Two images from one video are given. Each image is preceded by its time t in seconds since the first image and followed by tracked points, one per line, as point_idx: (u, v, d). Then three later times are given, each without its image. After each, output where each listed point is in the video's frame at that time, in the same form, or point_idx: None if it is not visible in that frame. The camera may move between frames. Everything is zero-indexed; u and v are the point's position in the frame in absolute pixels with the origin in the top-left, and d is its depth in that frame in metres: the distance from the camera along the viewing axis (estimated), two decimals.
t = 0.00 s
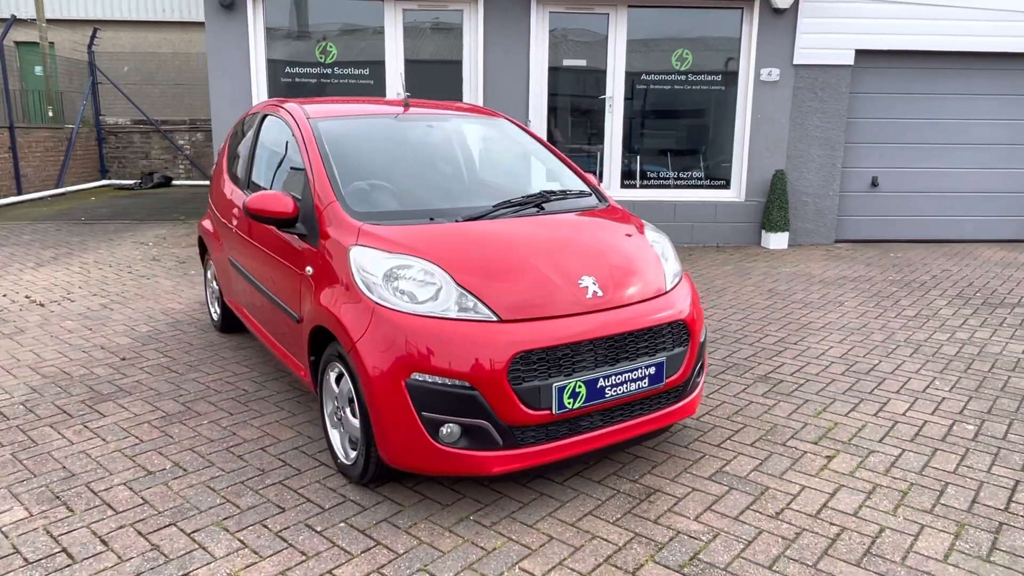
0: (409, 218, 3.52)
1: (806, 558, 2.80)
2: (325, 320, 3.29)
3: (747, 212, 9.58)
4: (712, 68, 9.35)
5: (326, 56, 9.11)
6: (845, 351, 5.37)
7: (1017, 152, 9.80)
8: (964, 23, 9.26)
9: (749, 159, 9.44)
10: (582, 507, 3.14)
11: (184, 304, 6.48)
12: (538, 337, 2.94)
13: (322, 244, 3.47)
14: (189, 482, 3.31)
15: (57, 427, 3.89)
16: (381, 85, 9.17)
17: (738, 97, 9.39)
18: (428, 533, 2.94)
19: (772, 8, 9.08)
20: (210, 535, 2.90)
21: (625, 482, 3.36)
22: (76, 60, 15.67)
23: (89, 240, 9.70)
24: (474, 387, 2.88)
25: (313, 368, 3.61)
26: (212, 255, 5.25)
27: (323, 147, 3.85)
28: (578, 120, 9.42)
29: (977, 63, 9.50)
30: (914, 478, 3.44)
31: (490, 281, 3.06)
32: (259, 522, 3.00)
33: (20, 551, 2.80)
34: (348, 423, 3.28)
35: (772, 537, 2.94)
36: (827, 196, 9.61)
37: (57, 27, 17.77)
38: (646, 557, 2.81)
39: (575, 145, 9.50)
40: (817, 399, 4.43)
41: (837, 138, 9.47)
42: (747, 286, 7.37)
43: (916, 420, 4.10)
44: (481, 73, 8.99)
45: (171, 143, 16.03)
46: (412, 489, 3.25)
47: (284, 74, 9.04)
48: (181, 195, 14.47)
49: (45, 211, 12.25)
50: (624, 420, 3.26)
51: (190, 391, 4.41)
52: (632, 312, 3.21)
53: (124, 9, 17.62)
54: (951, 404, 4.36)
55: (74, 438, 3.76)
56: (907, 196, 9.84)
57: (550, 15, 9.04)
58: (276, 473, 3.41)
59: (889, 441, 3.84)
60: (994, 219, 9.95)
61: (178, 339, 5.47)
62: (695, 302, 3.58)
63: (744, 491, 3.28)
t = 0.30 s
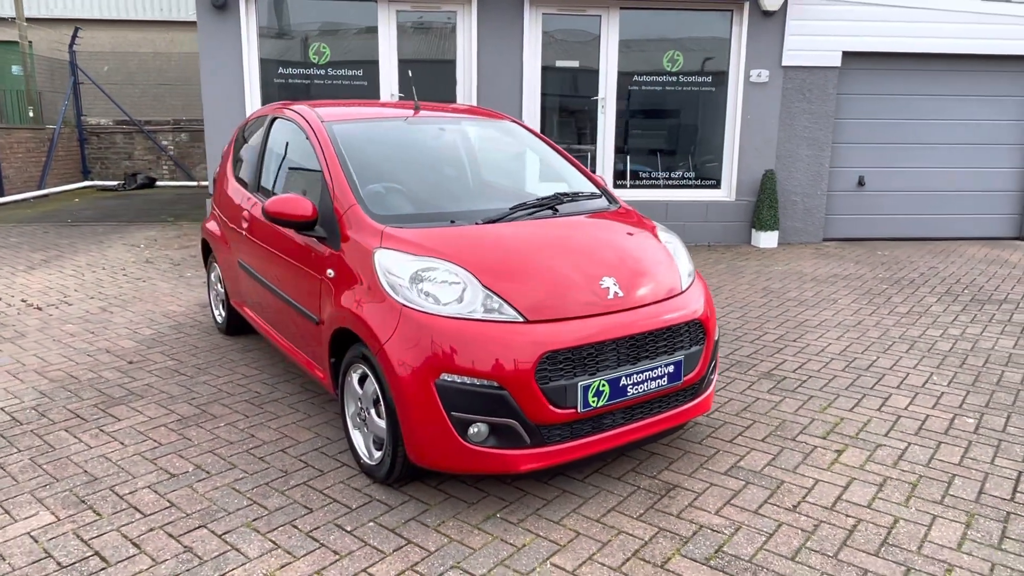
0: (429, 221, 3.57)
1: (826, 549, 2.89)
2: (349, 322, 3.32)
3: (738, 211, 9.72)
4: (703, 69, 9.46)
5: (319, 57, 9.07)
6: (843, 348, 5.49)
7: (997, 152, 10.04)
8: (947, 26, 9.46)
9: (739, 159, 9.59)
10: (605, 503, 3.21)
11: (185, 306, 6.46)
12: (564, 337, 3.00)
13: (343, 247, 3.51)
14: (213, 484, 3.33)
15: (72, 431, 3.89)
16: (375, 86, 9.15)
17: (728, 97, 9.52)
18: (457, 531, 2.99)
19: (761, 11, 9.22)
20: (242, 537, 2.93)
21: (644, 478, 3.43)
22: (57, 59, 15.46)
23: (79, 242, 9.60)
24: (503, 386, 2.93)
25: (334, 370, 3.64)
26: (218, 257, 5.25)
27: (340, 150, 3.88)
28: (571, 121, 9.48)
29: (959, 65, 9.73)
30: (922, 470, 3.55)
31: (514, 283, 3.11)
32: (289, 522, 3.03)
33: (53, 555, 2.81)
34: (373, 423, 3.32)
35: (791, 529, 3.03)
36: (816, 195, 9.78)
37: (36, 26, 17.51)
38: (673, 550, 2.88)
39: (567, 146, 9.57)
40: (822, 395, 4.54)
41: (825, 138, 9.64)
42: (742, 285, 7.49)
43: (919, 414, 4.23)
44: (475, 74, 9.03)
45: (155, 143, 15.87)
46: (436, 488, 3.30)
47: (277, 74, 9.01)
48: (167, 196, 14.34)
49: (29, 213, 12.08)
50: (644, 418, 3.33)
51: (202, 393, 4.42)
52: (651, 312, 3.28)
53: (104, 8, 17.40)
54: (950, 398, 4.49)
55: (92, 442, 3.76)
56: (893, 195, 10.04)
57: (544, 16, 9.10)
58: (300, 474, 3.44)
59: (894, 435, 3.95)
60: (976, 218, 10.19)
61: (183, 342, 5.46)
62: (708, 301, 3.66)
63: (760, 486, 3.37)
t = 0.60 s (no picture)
0: (437, 220, 3.55)
1: (841, 542, 2.92)
2: (360, 321, 3.30)
3: (725, 209, 9.79)
4: (690, 67, 9.52)
5: (306, 55, 9.00)
6: (838, 343, 5.56)
7: (977, 149, 10.23)
8: (929, 25, 9.61)
9: (726, 157, 9.66)
10: (619, 500, 3.22)
11: (176, 307, 6.37)
12: (579, 334, 3.01)
13: (351, 246, 3.49)
14: (222, 487, 3.28)
15: (72, 435, 3.81)
16: (363, 85, 9.09)
17: (716, 96, 9.59)
18: (474, 530, 2.98)
19: (748, 10, 9.30)
20: (256, 540, 2.89)
21: (656, 474, 3.45)
22: (31, 57, 15.16)
23: (60, 244, 9.42)
24: (519, 384, 2.92)
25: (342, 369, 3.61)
26: (214, 257, 5.19)
27: (344, 149, 3.84)
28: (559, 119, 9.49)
29: (939, 64, 9.89)
30: (926, 462, 3.60)
31: (527, 281, 3.11)
32: (303, 524, 3.00)
33: (63, 562, 2.75)
34: (385, 423, 3.30)
35: (805, 522, 3.05)
36: (801, 192, 9.89)
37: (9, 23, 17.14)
38: (690, 545, 2.89)
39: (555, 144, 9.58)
40: (822, 389, 4.60)
41: (810, 136, 9.74)
42: (733, 282, 7.55)
43: (918, 407, 4.29)
44: (463, 72, 9.01)
45: (134, 142, 15.61)
46: (449, 488, 3.29)
47: (263, 73, 8.92)
48: (147, 196, 14.11)
49: (6, 214, 11.83)
50: (656, 414, 3.34)
51: (202, 395, 4.36)
52: (662, 309, 3.30)
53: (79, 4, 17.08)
54: (946, 391, 4.56)
55: (93, 446, 3.69)
56: (877, 192, 10.18)
57: (532, 14, 9.09)
58: (309, 475, 3.41)
59: (896, 428, 4.01)
60: (957, 214, 10.38)
61: (178, 344, 5.38)
62: (715, 297, 3.68)
63: (770, 480, 3.40)
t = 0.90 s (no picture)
0: (446, 214, 3.49)
1: (859, 534, 2.92)
2: (370, 318, 3.23)
3: (712, 205, 9.83)
4: (677, 64, 9.53)
5: (291, 50, 8.87)
6: (835, 336, 5.59)
7: (958, 145, 10.39)
8: (912, 22, 9.72)
9: (713, 153, 9.70)
10: (634, 496, 3.19)
11: (164, 307, 6.24)
12: (596, 328, 2.97)
13: (357, 241, 3.41)
14: (229, 489, 3.20)
15: (67, 438, 3.69)
16: (350, 80, 8.98)
17: (703, 92, 9.61)
18: (491, 528, 2.94)
19: (734, 7, 9.33)
20: (269, 542, 2.81)
21: (668, 469, 3.42)
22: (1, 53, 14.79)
23: (38, 243, 9.19)
24: (536, 380, 2.88)
25: (349, 367, 3.54)
26: (207, 255, 5.08)
27: (348, 143, 3.77)
28: (547, 115, 9.44)
29: (922, 60, 10.02)
30: (934, 453, 3.62)
31: (541, 276, 3.06)
32: (315, 526, 2.93)
33: (69, 569, 2.66)
34: (395, 422, 3.23)
35: (822, 515, 3.05)
36: (788, 188, 9.97)
37: None
38: (710, 540, 2.87)
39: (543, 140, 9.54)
40: (823, 382, 4.62)
41: (796, 132, 9.82)
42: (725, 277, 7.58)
43: (920, 399, 4.33)
44: (451, 68, 8.94)
45: (110, 140, 15.30)
46: (461, 486, 3.23)
47: (247, 68, 8.77)
48: (124, 194, 13.84)
49: None
50: (670, 409, 3.31)
51: (199, 396, 4.26)
52: (674, 303, 3.27)
53: None
54: (946, 383, 4.60)
55: (90, 449, 3.58)
56: (860, 187, 10.29)
57: (520, 10, 9.03)
58: (317, 476, 3.34)
59: (901, 420, 4.03)
60: (938, 209, 10.53)
61: (169, 344, 5.26)
62: (724, 291, 3.66)
63: (784, 474, 3.40)
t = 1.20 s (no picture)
0: (451, 214, 3.45)
1: (870, 530, 2.94)
2: (376, 319, 3.19)
3: (697, 203, 9.88)
4: (662, 63, 9.57)
5: (274, 47, 8.74)
6: (827, 333, 5.65)
7: (936, 143, 10.56)
8: (892, 22, 9.85)
9: (698, 152, 9.75)
10: (644, 495, 3.18)
11: (149, 309, 6.11)
12: (607, 328, 2.95)
13: (361, 241, 3.36)
14: (233, 495, 3.13)
15: (60, 445, 3.59)
16: (334, 79, 8.88)
17: (687, 91, 9.65)
18: (504, 531, 2.91)
19: (718, 6, 9.39)
20: (279, 549, 2.76)
21: (675, 468, 3.42)
22: None
23: (13, 244, 8.96)
24: (549, 381, 2.85)
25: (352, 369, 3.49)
26: (197, 255, 4.99)
27: (349, 141, 3.71)
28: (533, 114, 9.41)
29: (901, 60, 10.17)
30: (935, 448, 3.66)
31: (551, 275, 3.04)
32: (325, 531, 2.88)
33: None
34: (402, 424, 3.19)
35: (832, 512, 3.06)
36: (771, 186, 10.05)
37: None
38: (724, 539, 2.87)
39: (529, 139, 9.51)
40: (820, 379, 4.66)
41: (779, 131, 9.91)
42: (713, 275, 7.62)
43: (916, 395, 4.38)
44: (437, 66, 8.88)
45: (83, 139, 15.00)
46: (470, 489, 3.20)
47: (229, 66, 8.63)
48: (98, 194, 13.57)
49: None
50: (678, 408, 3.30)
51: (194, 400, 4.17)
52: (682, 302, 3.27)
53: None
54: (939, 378, 4.66)
55: (85, 456, 3.48)
56: (841, 185, 10.42)
57: (505, 8, 8.99)
58: (323, 480, 3.28)
59: (899, 416, 4.08)
60: (917, 206, 10.69)
61: (157, 347, 5.15)
62: (727, 289, 3.67)
63: (790, 471, 3.41)
